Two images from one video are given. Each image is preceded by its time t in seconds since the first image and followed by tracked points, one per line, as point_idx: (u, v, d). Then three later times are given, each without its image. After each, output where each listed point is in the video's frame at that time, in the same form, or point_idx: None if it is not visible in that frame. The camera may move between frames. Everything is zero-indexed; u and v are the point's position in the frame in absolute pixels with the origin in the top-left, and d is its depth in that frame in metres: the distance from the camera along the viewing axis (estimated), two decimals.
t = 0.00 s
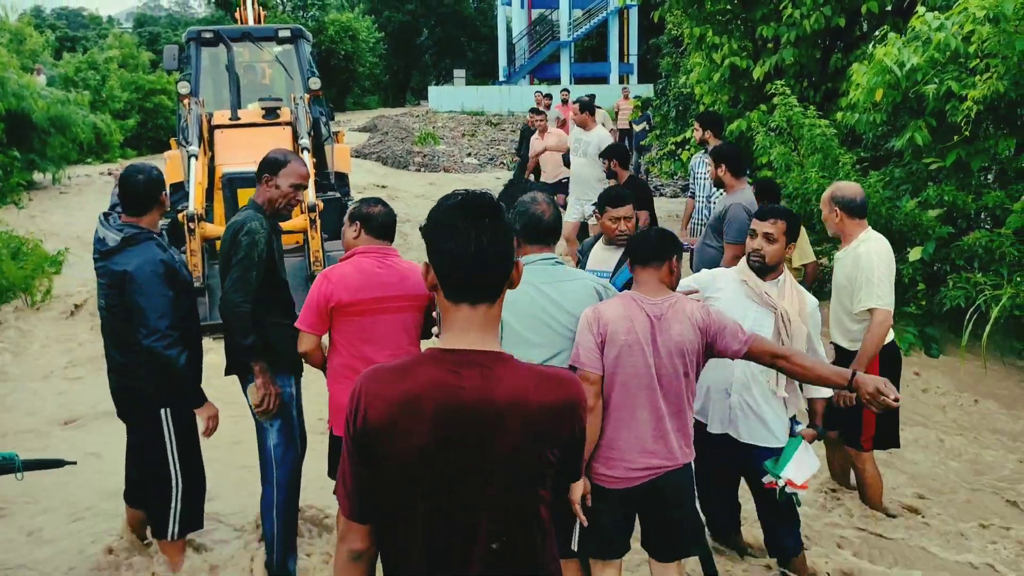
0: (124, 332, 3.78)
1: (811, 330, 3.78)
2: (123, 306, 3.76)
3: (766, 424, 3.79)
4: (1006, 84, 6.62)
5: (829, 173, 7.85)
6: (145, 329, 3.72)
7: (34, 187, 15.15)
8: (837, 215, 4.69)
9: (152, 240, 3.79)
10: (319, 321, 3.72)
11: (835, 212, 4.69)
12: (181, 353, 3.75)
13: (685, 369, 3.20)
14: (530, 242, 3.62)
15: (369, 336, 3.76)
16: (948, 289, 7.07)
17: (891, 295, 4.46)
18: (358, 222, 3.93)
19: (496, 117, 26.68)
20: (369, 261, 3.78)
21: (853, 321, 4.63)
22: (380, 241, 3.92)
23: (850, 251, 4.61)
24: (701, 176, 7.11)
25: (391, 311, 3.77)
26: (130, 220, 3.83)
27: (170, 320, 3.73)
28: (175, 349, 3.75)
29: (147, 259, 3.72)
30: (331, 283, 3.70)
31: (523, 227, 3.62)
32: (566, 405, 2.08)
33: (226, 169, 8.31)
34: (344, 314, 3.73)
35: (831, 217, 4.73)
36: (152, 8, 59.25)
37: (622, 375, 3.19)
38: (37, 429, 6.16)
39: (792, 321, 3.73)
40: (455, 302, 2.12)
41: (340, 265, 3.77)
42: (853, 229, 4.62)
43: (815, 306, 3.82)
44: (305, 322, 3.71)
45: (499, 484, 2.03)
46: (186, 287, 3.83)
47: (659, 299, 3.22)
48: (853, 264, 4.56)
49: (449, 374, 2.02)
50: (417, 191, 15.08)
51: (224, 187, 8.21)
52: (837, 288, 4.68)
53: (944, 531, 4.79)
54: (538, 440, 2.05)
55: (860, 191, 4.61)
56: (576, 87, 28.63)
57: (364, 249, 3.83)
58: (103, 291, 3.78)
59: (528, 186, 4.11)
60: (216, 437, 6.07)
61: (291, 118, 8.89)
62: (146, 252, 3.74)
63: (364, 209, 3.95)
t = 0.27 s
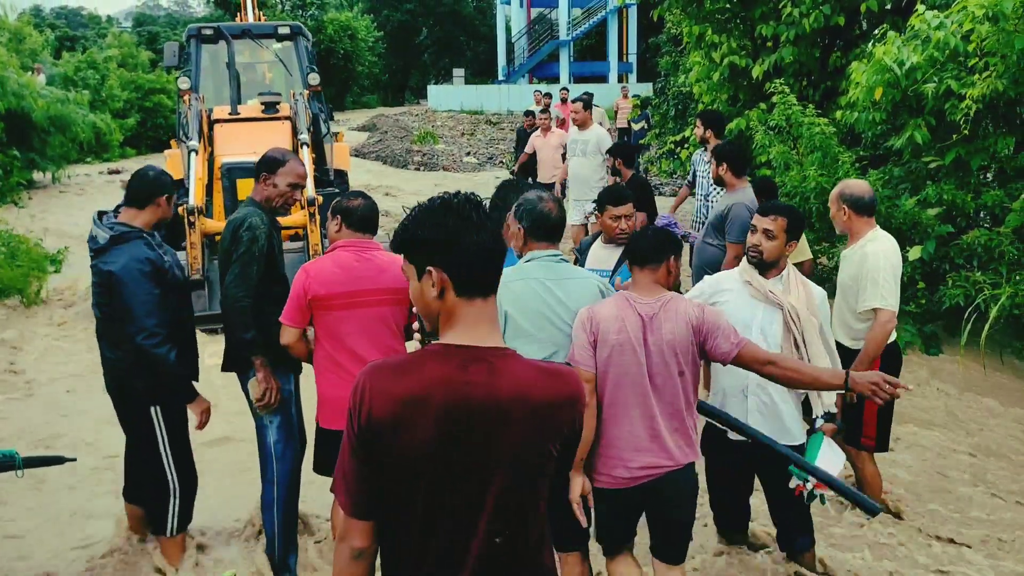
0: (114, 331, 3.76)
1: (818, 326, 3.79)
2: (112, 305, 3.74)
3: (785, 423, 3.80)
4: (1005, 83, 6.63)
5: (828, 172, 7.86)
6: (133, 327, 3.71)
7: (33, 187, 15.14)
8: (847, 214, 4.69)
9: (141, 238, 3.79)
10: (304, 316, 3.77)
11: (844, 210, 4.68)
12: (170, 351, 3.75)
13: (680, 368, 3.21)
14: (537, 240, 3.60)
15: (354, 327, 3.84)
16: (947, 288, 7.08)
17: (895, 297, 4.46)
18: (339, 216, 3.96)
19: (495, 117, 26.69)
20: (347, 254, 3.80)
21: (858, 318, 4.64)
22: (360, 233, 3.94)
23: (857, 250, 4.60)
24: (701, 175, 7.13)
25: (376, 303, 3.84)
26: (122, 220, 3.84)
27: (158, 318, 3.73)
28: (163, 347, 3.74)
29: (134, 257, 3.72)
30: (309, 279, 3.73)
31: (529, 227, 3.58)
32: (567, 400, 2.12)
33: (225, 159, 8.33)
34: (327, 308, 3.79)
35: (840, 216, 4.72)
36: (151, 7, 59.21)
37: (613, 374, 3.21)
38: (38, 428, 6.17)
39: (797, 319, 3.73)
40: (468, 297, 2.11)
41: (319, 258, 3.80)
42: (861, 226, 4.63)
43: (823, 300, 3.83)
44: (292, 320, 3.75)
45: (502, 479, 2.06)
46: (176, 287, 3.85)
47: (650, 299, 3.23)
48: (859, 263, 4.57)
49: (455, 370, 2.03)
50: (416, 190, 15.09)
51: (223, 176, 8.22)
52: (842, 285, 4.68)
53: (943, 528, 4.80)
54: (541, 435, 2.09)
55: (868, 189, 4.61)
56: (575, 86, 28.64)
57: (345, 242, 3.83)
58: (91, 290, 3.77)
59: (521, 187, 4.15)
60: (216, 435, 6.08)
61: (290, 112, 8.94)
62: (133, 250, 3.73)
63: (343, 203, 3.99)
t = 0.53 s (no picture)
0: (105, 325, 3.75)
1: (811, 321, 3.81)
2: (103, 299, 3.73)
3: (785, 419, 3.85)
4: (1003, 81, 6.64)
5: (826, 170, 7.86)
6: (122, 320, 3.70)
7: (31, 184, 15.11)
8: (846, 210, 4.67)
9: (135, 234, 3.77)
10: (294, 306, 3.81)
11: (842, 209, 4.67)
12: (156, 347, 3.73)
13: (673, 368, 3.21)
14: (511, 240, 3.60)
15: (347, 319, 3.82)
16: (945, 285, 7.08)
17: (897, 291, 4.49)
18: (333, 211, 3.92)
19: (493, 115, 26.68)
20: (336, 245, 3.80)
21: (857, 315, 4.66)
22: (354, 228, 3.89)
23: (856, 247, 4.60)
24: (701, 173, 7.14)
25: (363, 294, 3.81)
26: (118, 216, 3.83)
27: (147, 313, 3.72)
28: (150, 342, 3.72)
29: (126, 251, 3.70)
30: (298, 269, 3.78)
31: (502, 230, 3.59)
32: (564, 394, 2.16)
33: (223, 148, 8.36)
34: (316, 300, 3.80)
35: (839, 213, 4.72)
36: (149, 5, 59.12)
37: (603, 373, 3.26)
38: (35, 425, 6.16)
39: (791, 317, 3.74)
40: (469, 294, 2.13)
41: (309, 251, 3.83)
42: (860, 223, 4.62)
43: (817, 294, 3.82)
44: (282, 310, 3.80)
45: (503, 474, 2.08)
46: (164, 283, 3.85)
47: (642, 297, 3.25)
48: (858, 260, 4.56)
49: (455, 364, 2.04)
50: (414, 188, 15.09)
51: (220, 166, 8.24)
52: (841, 282, 4.69)
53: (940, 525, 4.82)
54: (540, 428, 2.12)
55: (868, 185, 4.60)
56: (574, 84, 28.68)
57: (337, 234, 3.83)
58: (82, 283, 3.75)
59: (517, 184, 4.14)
60: (214, 432, 6.08)
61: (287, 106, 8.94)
62: (125, 244, 3.72)
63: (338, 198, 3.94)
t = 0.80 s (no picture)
0: (103, 319, 3.76)
1: (800, 317, 3.77)
2: (102, 292, 3.74)
3: (777, 418, 3.81)
4: (1000, 79, 6.65)
5: (823, 168, 7.87)
6: (120, 313, 3.71)
7: (26, 181, 15.06)
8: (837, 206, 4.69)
9: (133, 229, 3.77)
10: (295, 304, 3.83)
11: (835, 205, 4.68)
12: (155, 340, 3.75)
13: (660, 368, 3.22)
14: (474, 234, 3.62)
15: (344, 318, 3.83)
16: (940, 283, 7.09)
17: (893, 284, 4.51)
18: (336, 209, 3.95)
19: (490, 112, 26.67)
20: (336, 245, 3.81)
21: (853, 309, 4.65)
22: (359, 227, 3.96)
23: (854, 242, 4.62)
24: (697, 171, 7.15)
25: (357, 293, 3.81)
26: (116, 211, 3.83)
27: (146, 306, 3.74)
28: (148, 335, 3.75)
29: (124, 246, 3.71)
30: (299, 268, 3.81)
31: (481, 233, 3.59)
32: (557, 389, 2.15)
33: (218, 137, 8.36)
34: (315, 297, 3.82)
35: (831, 209, 4.74)
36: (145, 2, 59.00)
37: (596, 372, 3.29)
38: (32, 423, 6.15)
39: (777, 313, 3.71)
40: (450, 291, 2.12)
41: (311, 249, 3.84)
42: (857, 219, 4.64)
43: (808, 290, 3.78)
44: (285, 307, 3.82)
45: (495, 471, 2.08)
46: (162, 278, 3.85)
47: (635, 296, 3.25)
48: (856, 255, 4.58)
49: (446, 361, 2.05)
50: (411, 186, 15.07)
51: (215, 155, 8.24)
52: (836, 277, 4.70)
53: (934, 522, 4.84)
54: (533, 424, 2.12)
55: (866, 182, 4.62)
56: (570, 82, 28.67)
57: (338, 233, 3.86)
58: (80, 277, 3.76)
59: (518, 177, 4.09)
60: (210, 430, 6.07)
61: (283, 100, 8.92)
62: (124, 239, 3.72)
63: (342, 195, 3.97)
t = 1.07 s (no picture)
0: (110, 322, 3.70)
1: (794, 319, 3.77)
2: (109, 294, 3.68)
3: (771, 419, 3.82)
4: (993, 79, 6.67)
5: (817, 167, 7.89)
6: (132, 318, 3.67)
7: (20, 179, 15.02)
8: (825, 202, 4.70)
9: (140, 232, 3.77)
10: (296, 305, 3.83)
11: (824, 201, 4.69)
12: (166, 345, 3.71)
13: (639, 361, 3.24)
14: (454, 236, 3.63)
15: (341, 319, 3.85)
16: (934, 282, 7.12)
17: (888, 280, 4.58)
18: (339, 207, 3.98)
19: (485, 111, 26.66)
20: (340, 247, 3.84)
21: (850, 303, 4.67)
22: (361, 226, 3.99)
23: (850, 236, 4.65)
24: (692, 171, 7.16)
25: (356, 298, 3.85)
26: (121, 212, 3.80)
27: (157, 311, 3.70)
28: (160, 341, 3.70)
29: (133, 249, 3.70)
30: (303, 268, 3.81)
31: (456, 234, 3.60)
32: (540, 386, 2.14)
33: (212, 136, 8.35)
34: (317, 300, 3.82)
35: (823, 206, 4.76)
36: None
37: (584, 363, 3.38)
38: (24, 422, 6.13)
39: (770, 315, 3.72)
40: (429, 288, 2.11)
41: (313, 250, 3.86)
42: (852, 216, 4.67)
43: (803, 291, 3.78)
44: (286, 311, 3.83)
45: (478, 469, 2.08)
46: (167, 281, 3.83)
47: (624, 290, 3.31)
48: (853, 249, 4.61)
49: (427, 360, 2.04)
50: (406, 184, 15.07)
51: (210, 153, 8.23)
52: (831, 272, 4.72)
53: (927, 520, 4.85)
54: (515, 422, 2.10)
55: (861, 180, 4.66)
56: (566, 81, 28.69)
57: (339, 234, 3.91)
58: (86, 279, 3.68)
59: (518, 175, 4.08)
60: (203, 428, 6.07)
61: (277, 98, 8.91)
62: (133, 242, 3.71)
63: (344, 194, 4.01)
